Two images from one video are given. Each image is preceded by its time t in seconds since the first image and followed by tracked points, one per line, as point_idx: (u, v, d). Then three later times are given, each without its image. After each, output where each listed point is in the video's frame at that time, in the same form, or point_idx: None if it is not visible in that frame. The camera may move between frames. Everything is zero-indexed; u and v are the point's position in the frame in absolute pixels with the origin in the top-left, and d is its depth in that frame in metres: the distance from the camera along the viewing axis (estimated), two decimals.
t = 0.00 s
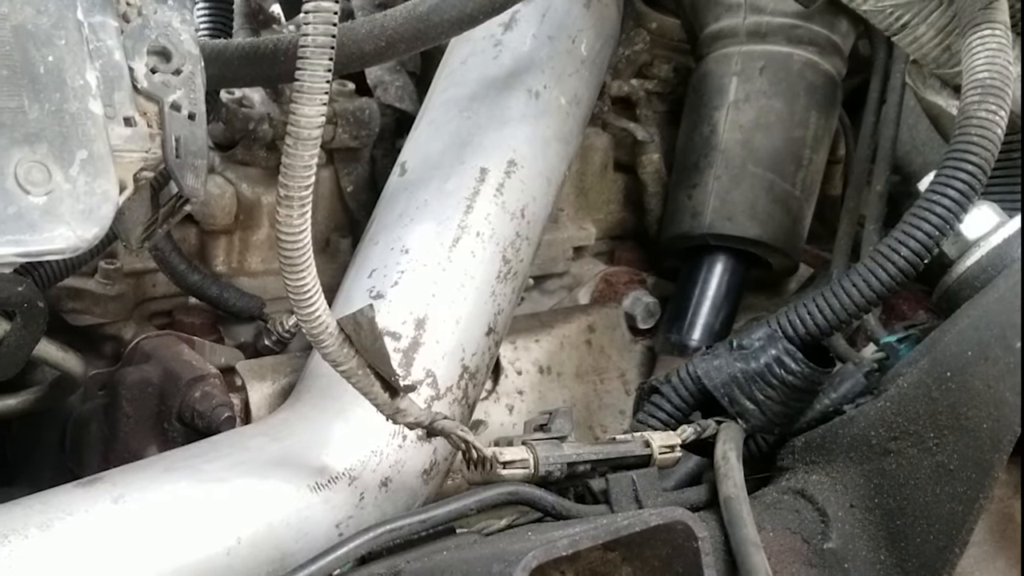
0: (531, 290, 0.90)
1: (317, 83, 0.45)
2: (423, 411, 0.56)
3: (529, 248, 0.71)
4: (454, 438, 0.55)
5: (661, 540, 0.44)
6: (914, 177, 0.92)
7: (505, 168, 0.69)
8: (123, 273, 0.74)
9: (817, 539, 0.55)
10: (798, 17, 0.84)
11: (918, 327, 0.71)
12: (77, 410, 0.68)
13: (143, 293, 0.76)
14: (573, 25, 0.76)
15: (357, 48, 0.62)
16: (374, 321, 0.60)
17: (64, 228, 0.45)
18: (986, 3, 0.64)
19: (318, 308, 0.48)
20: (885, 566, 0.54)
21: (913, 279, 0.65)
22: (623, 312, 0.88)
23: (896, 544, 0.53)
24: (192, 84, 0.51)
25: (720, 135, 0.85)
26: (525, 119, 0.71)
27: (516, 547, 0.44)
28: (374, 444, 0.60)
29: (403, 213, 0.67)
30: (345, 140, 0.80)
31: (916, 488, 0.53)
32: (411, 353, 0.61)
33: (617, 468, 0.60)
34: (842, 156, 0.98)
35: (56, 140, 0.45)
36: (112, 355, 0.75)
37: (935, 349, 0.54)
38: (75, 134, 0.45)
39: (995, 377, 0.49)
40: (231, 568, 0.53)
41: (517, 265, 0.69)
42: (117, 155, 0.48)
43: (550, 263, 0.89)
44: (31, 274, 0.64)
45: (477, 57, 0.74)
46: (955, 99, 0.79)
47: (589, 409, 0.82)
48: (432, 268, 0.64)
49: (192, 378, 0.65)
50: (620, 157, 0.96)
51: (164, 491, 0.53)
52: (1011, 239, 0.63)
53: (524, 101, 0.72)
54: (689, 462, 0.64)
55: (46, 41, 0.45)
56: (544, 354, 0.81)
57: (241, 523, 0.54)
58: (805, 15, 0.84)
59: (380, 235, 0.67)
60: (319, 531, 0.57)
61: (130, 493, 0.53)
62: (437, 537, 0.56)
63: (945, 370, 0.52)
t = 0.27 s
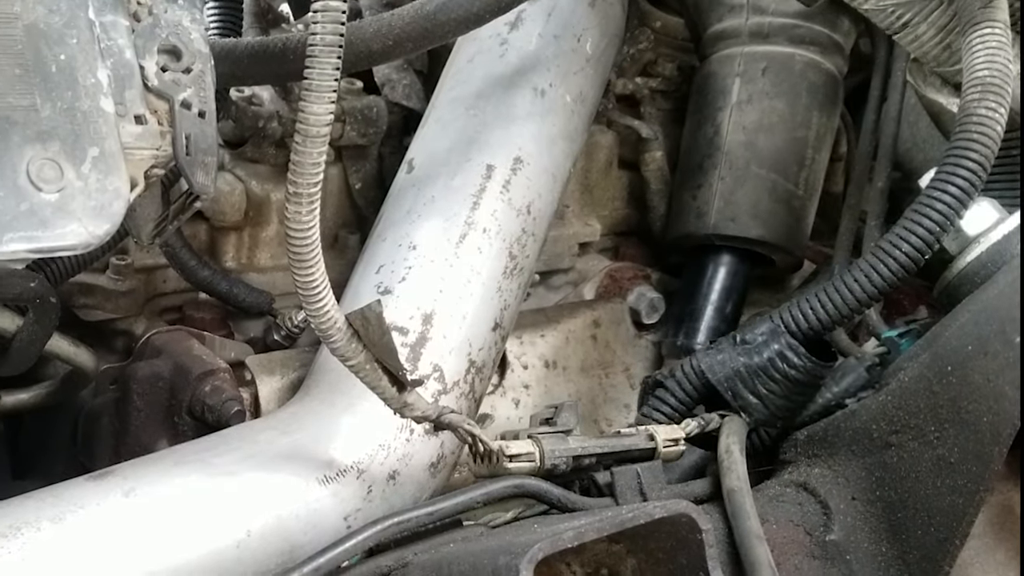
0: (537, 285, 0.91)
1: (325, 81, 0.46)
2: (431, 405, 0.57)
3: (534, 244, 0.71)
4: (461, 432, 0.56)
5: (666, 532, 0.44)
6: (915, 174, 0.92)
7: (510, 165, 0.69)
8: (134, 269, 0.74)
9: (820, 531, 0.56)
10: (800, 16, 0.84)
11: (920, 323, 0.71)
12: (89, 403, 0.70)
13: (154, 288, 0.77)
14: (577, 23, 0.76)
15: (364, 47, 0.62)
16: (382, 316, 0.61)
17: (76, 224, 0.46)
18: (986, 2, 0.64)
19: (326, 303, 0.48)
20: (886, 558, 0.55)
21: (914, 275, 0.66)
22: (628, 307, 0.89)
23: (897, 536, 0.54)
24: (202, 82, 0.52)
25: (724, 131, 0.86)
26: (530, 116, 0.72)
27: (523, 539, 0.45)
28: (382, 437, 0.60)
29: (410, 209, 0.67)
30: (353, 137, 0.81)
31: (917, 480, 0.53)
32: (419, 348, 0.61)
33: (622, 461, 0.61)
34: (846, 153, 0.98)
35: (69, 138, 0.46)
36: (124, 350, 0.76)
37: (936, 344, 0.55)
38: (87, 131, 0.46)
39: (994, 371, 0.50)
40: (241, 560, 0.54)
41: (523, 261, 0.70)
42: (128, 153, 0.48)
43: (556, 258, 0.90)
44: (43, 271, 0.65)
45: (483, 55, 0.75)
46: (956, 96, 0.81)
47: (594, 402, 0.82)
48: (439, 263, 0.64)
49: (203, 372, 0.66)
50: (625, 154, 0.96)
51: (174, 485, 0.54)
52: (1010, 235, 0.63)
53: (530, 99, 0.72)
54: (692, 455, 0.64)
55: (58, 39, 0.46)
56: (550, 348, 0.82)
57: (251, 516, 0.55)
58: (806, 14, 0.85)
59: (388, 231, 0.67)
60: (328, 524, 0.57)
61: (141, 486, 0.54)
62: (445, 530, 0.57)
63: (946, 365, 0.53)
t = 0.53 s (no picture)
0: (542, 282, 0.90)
1: (333, 80, 0.46)
2: (437, 399, 0.57)
3: (540, 241, 0.72)
4: (467, 426, 0.57)
5: (669, 524, 0.45)
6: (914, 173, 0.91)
7: (516, 163, 0.70)
8: (145, 265, 0.75)
9: (821, 524, 0.57)
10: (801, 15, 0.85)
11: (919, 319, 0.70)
12: (100, 397, 0.71)
13: (164, 284, 0.77)
14: (582, 22, 0.77)
15: (372, 46, 0.63)
16: (389, 312, 0.62)
17: (87, 221, 0.46)
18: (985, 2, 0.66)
19: (334, 299, 0.49)
20: (887, 551, 0.55)
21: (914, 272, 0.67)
22: (633, 303, 0.89)
23: (897, 529, 0.55)
24: (212, 81, 0.53)
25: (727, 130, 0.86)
26: (535, 115, 0.72)
27: (528, 532, 0.45)
28: (389, 431, 0.61)
29: (417, 206, 0.68)
30: (361, 135, 0.81)
31: (918, 474, 0.54)
32: (425, 343, 0.62)
33: (626, 456, 0.62)
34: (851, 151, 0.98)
35: (80, 136, 0.46)
36: (134, 345, 0.77)
37: (936, 339, 0.55)
38: (98, 129, 0.47)
39: (994, 367, 0.51)
40: (251, 552, 0.55)
41: (528, 257, 0.70)
42: (139, 150, 0.49)
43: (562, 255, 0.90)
44: (54, 267, 0.66)
45: (488, 55, 0.75)
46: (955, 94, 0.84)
47: (599, 397, 0.83)
48: (446, 260, 0.65)
49: (212, 367, 0.66)
50: (630, 152, 0.97)
51: (185, 478, 0.55)
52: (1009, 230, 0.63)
53: (535, 97, 0.73)
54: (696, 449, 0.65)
55: (70, 39, 0.47)
56: (555, 344, 0.82)
57: (259, 509, 0.55)
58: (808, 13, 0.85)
59: (395, 228, 0.68)
60: (336, 517, 0.58)
61: (151, 479, 0.55)
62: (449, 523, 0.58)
63: (946, 360, 0.54)
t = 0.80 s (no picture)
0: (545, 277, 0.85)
1: (341, 78, 0.47)
2: (444, 394, 0.58)
3: (546, 238, 0.72)
4: (474, 420, 0.57)
5: (673, 517, 0.45)
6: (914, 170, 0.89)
7: (522, 161, 0.70)
8: (156, 261, 0.76)
9: (823, 517, 0.58)
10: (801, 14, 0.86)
11: (919, 311, 0.70)
12: (111, 392, 0.71)
13: (174, 280, 0.78)
14: (587, 21, 0.77)
15: (380, 46, 0.64)
16: (397, 307, 0.62)
17: (98, 218, 0.46)
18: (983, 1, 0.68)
19: (342, 294, 0.50)
20: (887, 543, 0.56)
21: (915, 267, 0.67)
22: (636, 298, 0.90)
23: (898, 522, 0.55)
24: (221, 80, 0.53)
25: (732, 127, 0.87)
26: (540, 113, 0.73)
27: (534, 525, 0.46)
28: (397, 425, 0.62)
29: (424, 203, 0.69)
30: (368, 133, 0.82)
31: (919, 467, 0.54)
32: (432, 338, 0.63)
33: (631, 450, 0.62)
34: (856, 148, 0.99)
35: (91, 133, 0.47)
36: (145, 340, 0.78)
37: (937, 333, 0.56)
38: (109, 127, 0.48)
39: (992, 363, 0.51)
40: (260, 544, 0.55)
41: (534, 254, 0.71)
42: (150, 148, 0.50)
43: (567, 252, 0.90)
44: (66, 263, 0.67)
45: (495, 54, 0.76)
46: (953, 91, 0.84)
47: (603, 391, 0.84)
48: (452, 256, 0.66)
49: (222, 362, 0.67)
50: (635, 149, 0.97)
51: (195, 472, 0.56)
52: (1010, 226, 0.66)
53: (541, 96, 0.73)
54: (698, 443, 0.65)
55: (81, 38, 0.48)
56: (561, 339, 0.84)
57: (268, 502, 0.56)
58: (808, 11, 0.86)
59: (402, 225, 0.69)
60: (344, 509, 0.59)
61: (162, 473, 0.55)
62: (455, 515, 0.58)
63: (946, 355, 0.54)
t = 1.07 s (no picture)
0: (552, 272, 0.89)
1: (350, 77, 0.47)
2: (451, 388, 0.59)
3: (552, 234, 0.73)
4: (481, 414, 0.58)
5: (677, 510, 0.46)
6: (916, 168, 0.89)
7: (528, 158, 0.71)
8: (167, 258, 0.77)
9: (825, 509, 0.58)
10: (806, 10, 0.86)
11: (920, 307, 0.70)
12: (123, 386, 0.73)
13: (184, 276, 0.79)
14: (592, 22, 0.78)
15: (387, 47, 0.65)
16: (405, 303, 0.63)
17: (111, 215, 0.47)
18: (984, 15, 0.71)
19: (350, 290, 0.50)
20: (889, 535, 0.56)
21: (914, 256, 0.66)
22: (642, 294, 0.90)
23: (899, 514, 0.56)
24: (231, 78, 0.54)
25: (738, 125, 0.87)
26: (547, 111, 0.73)
27: (540, 517, 0.47)
28: (405, 419, 0.62)
29: (432, 200, 0.69)
30: (376, 131, 0.83)
31: (919, 460, 0.55)
32: (440, 334, 0.63)
33: (635, 443, 0.63)
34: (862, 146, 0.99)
35: (103, 131, 0.48)
36: (157, 335, 0.79)
37: (937, 329, 0.56)
38: (121, 125, 0.48)
39: (993, 357, 0.52)
40: (269, 536, 0.56)
41: (540, 250, 0.71)
42: (161, 146, 0.50)
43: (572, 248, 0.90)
44: (79, 260, 0.68)
45: (501, 53, 0.76)
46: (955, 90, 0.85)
47: (608, 386, 0.84)
48: (459, 252, 0.66)
49: (232, 357, 0.68)
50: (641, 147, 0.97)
51: (205, 465, 0.57)
52: (1009, 222, 0.67)
53: (547, 94, 0.74)
54: (703, 436, 0.66)
55: (93, 37, 0.49)
56: (567, 334, 0.84)
57: (278, 495, 0.57)
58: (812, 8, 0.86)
59: (410, 221, 0.69)
60: (352, 502, 0.59)
61: (173, 466, 0.56)
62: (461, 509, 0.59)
63: (946, 350, 0.55)
